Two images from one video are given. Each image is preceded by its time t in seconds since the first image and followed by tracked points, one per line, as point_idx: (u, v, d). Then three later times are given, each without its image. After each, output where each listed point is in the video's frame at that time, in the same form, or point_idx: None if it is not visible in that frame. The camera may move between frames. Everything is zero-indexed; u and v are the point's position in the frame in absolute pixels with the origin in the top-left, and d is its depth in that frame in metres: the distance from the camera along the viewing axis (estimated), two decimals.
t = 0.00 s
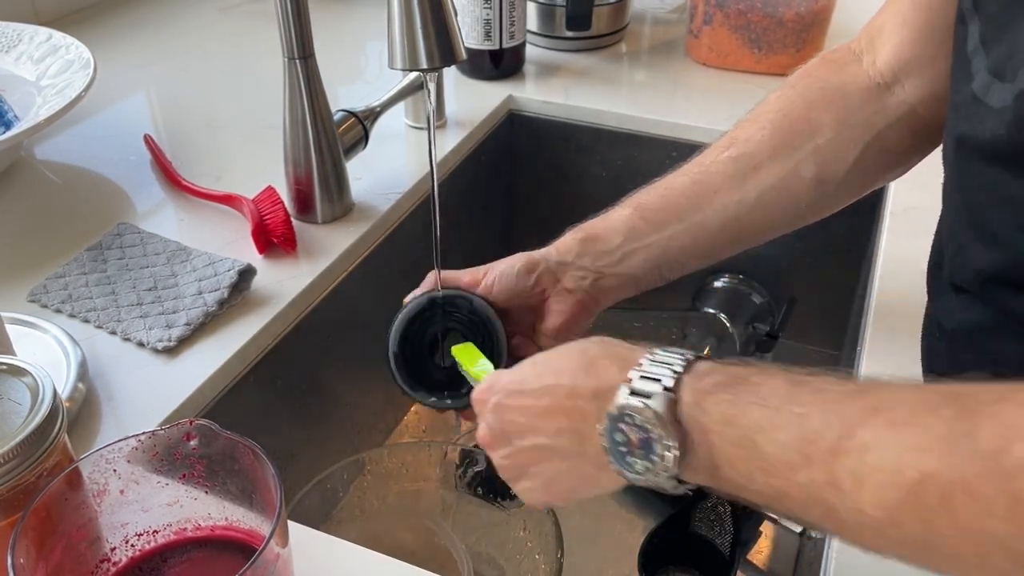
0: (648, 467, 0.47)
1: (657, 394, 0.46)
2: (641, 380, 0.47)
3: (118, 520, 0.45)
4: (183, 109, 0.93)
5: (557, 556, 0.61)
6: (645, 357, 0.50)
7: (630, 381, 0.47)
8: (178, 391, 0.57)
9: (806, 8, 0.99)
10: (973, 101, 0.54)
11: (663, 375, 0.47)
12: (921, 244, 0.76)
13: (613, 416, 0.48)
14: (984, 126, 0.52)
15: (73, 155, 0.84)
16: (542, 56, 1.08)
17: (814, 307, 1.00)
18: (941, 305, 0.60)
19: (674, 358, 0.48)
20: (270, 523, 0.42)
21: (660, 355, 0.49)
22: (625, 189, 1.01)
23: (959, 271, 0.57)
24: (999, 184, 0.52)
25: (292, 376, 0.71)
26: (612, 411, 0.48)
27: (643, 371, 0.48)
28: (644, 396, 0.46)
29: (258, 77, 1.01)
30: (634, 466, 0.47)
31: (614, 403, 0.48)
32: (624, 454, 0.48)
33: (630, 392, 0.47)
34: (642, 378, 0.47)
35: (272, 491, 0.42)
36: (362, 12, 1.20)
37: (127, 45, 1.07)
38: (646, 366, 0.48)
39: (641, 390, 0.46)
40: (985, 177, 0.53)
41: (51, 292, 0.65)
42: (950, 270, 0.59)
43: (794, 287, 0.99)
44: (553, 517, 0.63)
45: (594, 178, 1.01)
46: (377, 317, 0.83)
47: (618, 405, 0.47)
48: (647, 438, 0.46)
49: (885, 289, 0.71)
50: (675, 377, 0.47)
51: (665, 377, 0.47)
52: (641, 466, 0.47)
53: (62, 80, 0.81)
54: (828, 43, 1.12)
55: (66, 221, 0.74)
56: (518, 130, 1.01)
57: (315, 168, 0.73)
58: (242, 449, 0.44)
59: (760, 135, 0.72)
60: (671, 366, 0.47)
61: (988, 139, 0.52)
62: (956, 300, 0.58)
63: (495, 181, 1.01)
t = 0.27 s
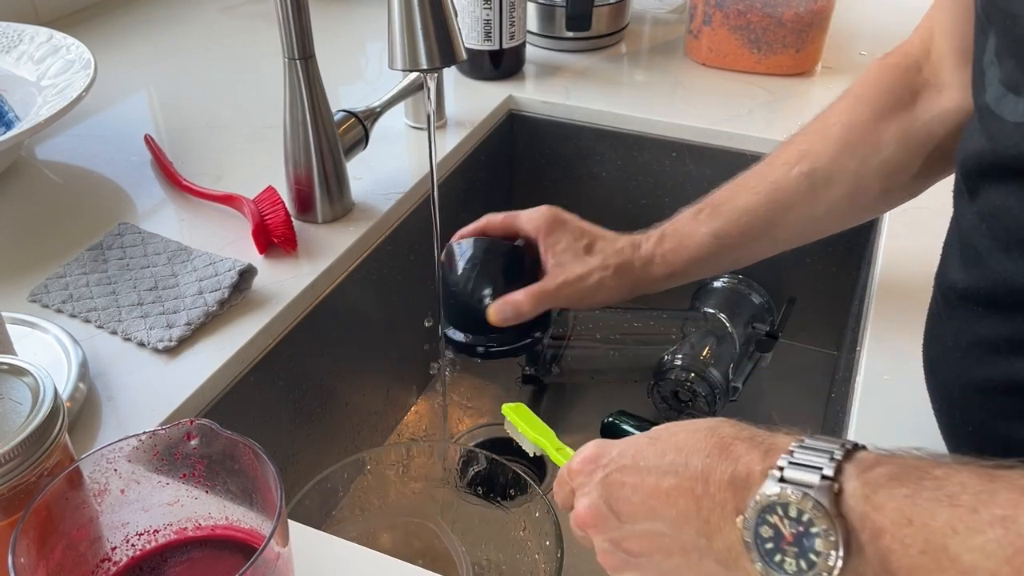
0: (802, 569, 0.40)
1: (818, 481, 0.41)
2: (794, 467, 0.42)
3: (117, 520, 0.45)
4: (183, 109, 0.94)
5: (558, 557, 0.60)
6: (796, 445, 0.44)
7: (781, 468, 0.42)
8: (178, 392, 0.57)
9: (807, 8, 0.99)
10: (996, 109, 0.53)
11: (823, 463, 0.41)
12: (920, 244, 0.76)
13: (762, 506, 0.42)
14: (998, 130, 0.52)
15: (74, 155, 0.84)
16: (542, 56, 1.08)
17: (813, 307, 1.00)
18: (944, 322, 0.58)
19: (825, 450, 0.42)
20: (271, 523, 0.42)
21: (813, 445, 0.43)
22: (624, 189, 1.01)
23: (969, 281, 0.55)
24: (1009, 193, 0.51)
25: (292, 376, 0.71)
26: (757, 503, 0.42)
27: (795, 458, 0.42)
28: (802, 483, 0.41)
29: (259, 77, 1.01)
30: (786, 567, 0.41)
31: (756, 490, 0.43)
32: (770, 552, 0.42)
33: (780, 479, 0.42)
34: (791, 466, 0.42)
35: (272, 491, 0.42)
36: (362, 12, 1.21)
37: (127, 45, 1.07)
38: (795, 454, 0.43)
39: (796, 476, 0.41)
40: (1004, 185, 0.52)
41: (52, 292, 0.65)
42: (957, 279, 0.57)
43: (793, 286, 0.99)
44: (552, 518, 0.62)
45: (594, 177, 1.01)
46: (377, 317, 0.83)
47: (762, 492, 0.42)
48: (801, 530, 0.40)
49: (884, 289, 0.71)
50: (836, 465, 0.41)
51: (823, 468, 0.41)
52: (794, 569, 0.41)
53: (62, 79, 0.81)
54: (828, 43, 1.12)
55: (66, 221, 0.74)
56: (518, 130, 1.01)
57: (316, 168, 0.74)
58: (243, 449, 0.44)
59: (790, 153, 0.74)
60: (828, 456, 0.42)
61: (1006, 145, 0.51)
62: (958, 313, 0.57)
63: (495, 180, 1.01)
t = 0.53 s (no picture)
0: (828, 567, 0.43)
1: (847, 480, 0.43)
2: (824, 464, 0.44)
3: (118, 520, 0.45)
4: (184, 109, 0.94)
5: (558, 556, 0.60)
6: (823, 438, 0.46)
7: (810, 464, 0.44)
8: (179, 392, 0.57)
9: (806, 8, 0.99)
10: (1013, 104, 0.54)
11: (852, 460, 0.43)
12: (920, 244, 0.76)
13: (789, 505, 0.44)
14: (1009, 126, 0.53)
15: (74, 155, 0.84)
16: (542, 56, 1.08)
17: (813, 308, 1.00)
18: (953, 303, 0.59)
19: (853, 446, 0.44)
20: (270, 523, 0.42)
21: (839, 440, 0.45)
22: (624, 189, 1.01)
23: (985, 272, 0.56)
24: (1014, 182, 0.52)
25: (292, 377, 0.71)
26: (783, 502, 0.45)
27: (823, 454, 0.44)
28: (832, 483, 0.43)
29: (259, 77, 1.01)
30: (812, 563, 0.44)
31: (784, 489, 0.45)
32: (797, 547, 0.44)
33: (809, 475, 0.44)
34: (820, 463, 0.44)
35: (272, 490, 0.42)
36: (362, 13, 1.21)
37: (127, 45, 1.07)
38: (822, 450, 0.44)
39: (825, 474, 0.43)
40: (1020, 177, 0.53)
41: (52, 292, 0.65)
42: (966, 269, 0.58)
43: (793, 287, 0.99)
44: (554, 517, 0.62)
45: (594, 178, 1.02)
46: (377, 317, 0.83)
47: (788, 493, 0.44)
48: (831, 530, 0.43)
49: (884, 288, 0.71)
50: (865, 462, 0.43)
51: (854, 461, 0.43)
52: (820, 566, 0.44)
53: (63, 80, 0.81)
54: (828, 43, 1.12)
55: (66, 221, 0.74)
56: (518, 130, 1.02)
57: (316, 168, 0.74)
58: (243, 449, 0.44)
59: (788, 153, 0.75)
60: (857, 452, 0.44)
61: None
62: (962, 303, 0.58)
63: (495, 180, 1.01)
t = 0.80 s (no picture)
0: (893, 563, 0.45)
1: (909, 470, 0.43)
2: (887, 450, 0.43)
3: (117, 520, 0.45)
4: (184, 109, 0.94)
5: (558, 556, 0.60)
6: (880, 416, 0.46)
7: (871, 448, 0.44)
8: (179, 392, 0.57)
9: (806, 8, 0.99)
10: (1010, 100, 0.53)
11: (913, 447, 0.43)
12: (920, 244, 0.76)
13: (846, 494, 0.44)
14: (1007, 122, 0.53)
15: (74, 155, 0.84)
16: (542, 56, 1.08)
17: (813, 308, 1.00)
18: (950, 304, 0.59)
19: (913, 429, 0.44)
20: (270, 523, 0.42)
21: (897, 421, 0.45)
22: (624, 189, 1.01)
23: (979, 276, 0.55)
24: (1014, 180, 0.52)
25: (292, 377, 0.71)
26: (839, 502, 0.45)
27: (885, 438, 0.44)
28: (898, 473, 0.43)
29: (259, 77, 1.01)
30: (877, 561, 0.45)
31: (840, 492, 0.44)
32: (856, 544, 0.45)
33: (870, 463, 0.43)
34: (880, 447, 0.43)
35: (272, 490, 0.42)
36: (362, 13, 1.21)
37: (127, 45, 1.08)
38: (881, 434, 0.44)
39: (889, 463, 0.43)
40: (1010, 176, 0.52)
41: (52, 292, 0.65)
42: (962, 268, 0.59)
43: (793, 287, 0.99)
44: (554, 517, 0.62)
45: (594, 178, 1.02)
46: (377, 317, 0.83)
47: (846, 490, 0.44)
48: (892, 539, 0.44)
49: (884, 289, 0.71)
50: (925, 450, 0.44)
51: (913, 449, 0.43)
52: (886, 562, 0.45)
53: (63, 80, 0.81)
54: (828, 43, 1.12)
55: (66, 221, 0.74)
56: (518, 130, 1.02)
57: (316, 168, 0.74)
58: (243, 449, 0.44)
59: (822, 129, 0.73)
60: (919, 438, 0.44)
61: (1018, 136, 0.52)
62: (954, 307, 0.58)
63: (495, 180, 1.01)
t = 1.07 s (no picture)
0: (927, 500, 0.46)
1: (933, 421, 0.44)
2: (911, 400, 0.44)
3: (117, 520, 0.45)
4: (184, 109, 0.94)
5: (558, 556, 0.60)
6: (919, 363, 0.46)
7: (898, 398, 0.44)
8: (179, 392, 0.57)
9: (807, 8, 0.99)
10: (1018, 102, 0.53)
11: (940, 400, 0.44)
12: (920, 244, 0.76)
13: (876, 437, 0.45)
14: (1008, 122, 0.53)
15: (74, 155, 0.84)
16: (542, 56, 1.08)
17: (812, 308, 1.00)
18: (950, 303, 0.59)
19: (946, 382, 0.44)
20: (270, 523, 0.42)
21: (927, 373, 0.45)
22: (624, 189, 1.01)
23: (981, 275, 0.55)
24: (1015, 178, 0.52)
25: (292, 377, 0.71)
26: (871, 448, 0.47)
27: (912, 389, 0.44)
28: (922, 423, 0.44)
29: (259, 77, 1.01)
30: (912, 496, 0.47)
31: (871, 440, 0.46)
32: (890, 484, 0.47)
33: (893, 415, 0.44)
34: (905, 399, 0.44)
35: (272, 490, 0.42)
36: (362, 13, 1.20)
37: (127, 45, 1.07)
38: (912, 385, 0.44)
39: (914, 414, 0.44)
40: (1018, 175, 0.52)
41: (51, 292, 0.65)
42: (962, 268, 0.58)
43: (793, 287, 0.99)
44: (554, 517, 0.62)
45: (594, 178, 1.01)
46: (377, 317, 0.83)
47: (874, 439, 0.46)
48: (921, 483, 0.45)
49: (885, 289, 0.71)
50: (952, 403, 0.44)
51: (939, 404, 0.44)
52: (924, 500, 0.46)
53: (62, 80, 0.81)
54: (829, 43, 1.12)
55: (66, 221, 0.74)
56: (518, 130, 1.01)
57: (316, 168, 0.74)
58: (242, 449, 0.44)
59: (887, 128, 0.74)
60: (946, 391, 0.44)
61: None
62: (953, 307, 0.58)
63: (495, 180, 1.01)
